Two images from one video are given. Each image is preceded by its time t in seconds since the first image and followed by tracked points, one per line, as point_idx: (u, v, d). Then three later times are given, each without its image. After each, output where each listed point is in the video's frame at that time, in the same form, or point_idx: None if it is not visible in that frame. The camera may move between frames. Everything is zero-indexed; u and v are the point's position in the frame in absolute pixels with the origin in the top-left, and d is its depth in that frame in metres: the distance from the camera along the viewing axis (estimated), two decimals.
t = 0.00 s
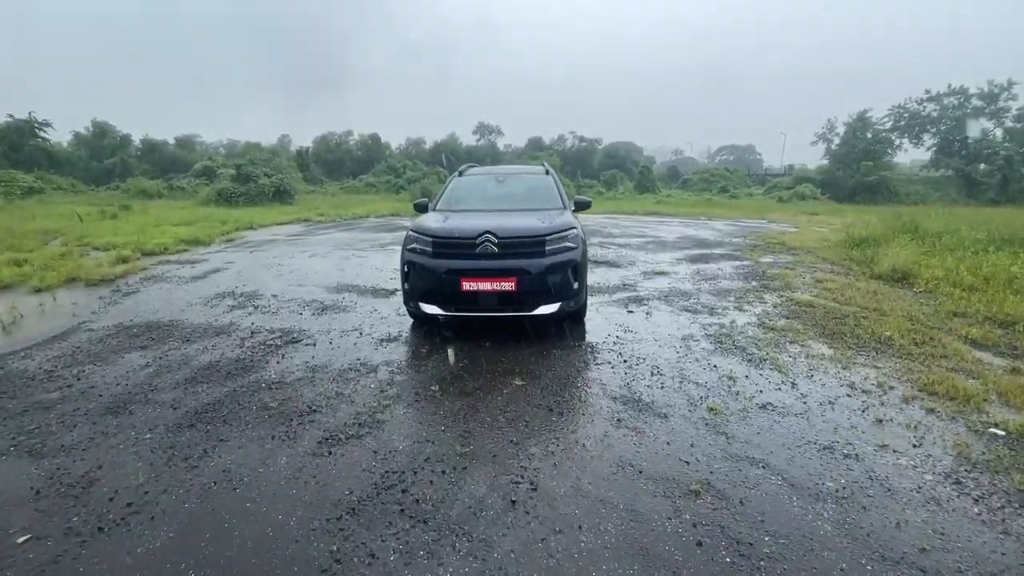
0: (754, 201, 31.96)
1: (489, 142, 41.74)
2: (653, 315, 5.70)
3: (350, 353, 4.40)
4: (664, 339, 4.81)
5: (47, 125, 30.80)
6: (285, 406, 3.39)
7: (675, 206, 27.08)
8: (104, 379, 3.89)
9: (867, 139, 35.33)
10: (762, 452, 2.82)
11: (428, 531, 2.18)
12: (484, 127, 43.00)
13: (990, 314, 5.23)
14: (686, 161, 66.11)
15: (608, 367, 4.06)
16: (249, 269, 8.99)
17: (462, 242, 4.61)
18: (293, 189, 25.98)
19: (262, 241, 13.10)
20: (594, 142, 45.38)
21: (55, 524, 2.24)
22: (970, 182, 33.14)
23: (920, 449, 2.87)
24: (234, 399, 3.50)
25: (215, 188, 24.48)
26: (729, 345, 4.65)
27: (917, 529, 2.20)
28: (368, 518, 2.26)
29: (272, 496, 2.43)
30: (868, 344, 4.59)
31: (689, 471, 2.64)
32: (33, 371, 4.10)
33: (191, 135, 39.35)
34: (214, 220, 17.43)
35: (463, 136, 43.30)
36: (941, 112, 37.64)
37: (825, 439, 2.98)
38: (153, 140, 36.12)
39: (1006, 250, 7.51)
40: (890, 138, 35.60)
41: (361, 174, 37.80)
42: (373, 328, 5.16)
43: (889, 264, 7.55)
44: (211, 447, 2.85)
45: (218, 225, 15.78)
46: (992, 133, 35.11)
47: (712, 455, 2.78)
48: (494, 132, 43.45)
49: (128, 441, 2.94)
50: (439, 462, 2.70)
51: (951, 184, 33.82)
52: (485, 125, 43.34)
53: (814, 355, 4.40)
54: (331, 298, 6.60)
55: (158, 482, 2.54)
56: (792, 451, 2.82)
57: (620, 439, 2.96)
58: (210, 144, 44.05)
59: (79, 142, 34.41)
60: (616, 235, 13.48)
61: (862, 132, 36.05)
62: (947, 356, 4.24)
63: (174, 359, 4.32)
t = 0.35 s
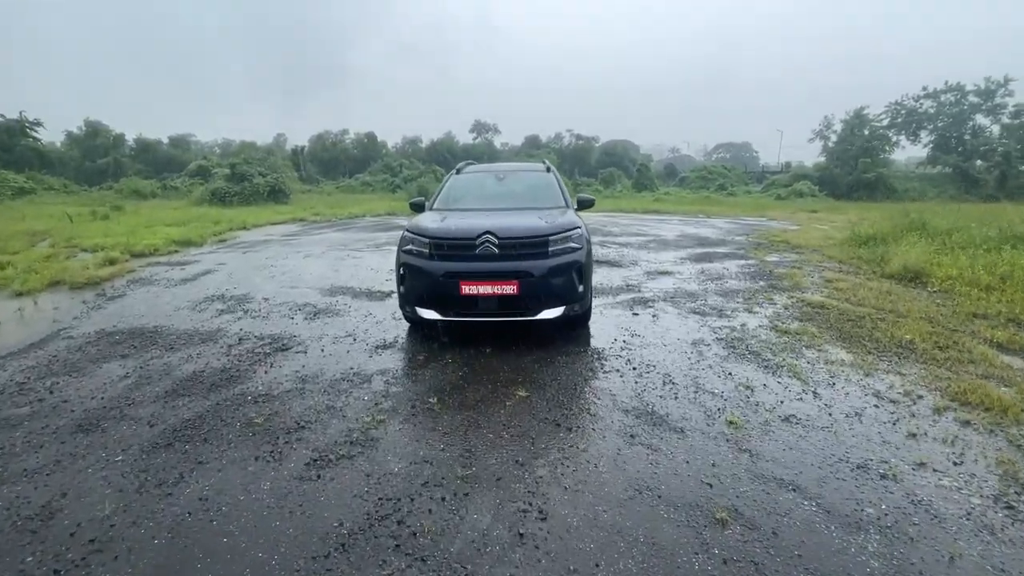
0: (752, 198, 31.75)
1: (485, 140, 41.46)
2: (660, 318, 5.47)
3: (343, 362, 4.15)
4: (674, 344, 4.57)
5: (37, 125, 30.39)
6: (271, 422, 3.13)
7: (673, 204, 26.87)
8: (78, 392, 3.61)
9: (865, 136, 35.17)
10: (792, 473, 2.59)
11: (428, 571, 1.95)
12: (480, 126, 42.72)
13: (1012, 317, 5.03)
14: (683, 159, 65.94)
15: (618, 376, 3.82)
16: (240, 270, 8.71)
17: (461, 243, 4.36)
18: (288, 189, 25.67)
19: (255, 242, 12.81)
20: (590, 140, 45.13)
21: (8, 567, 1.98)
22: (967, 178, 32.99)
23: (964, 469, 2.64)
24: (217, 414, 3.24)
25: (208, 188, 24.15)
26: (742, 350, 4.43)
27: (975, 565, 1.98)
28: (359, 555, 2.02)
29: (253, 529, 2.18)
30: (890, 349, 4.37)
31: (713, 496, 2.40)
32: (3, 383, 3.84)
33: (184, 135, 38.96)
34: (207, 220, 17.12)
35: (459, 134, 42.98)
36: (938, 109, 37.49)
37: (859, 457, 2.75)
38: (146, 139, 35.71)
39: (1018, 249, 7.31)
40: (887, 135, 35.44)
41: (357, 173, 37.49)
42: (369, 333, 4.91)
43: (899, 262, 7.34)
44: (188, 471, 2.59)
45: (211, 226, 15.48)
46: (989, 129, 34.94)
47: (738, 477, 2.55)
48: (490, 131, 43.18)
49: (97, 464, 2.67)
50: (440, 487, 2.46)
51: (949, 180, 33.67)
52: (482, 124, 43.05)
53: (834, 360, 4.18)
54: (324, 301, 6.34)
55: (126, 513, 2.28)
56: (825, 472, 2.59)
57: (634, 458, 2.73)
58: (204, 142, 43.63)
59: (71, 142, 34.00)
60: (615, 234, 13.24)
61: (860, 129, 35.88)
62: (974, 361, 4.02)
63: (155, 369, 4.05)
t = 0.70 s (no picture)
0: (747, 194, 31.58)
1: (479, 137, 41.12)
2: (667, 319, 5.22)
3: (333, 371, 3.88)
4: (683, 348, 4.32)
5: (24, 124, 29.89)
6: (253, 439, 2.87)
7: (669, 201, 26.63)
8: (45, 407, 3.34)
9: (860, 131, 35.01)
10: (827, 496, 2.35)
11: None
12: (474, 123, 42.40)
13: None
14: (678, 155, 65.76)
15: (627, 384, 3.58)
16: (229, 272, 8.42)
17: (458, 243, 4.10)
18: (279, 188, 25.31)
19: (245, 241, 12.51)
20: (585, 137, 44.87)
21: None
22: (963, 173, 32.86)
23: (1013, 489, 2.42)
24: (195, 431, 2.97)
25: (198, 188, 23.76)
26: (756, 354, 4.19)
27: None
28: None
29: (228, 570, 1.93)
30: (912, 352, 4.15)
31: (743, 525, 2.16)
32: None
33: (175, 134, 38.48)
34: (197, 219, 16.77)
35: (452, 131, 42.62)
36: (932, 103, 37.37)
37: (897, 475, 2.52)
38: (136, 137, 35.22)
39: None
40: (883, 130, 35.31)
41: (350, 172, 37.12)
42: (361, 339, 4.65)
43: (909, 259, 7.12)
44: (158, 500, 2.33)
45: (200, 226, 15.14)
46: (984, 123, 34.84)
47: (768, 501, 2.32)
48: (485, 127, 42.84)
49: (57, 491, 2.41)
50: (439, 517, 2.20)
51: (944, 175, 33.57)
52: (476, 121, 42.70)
53: (855, 364, 3.95)
54: (315, 304, 6.07)
55: (84, 554, 2.02)
56: (863, 494, 2.36)
57: (652, 479, 2.48)
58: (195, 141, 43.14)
59: (59, 141, 33.49)
60: (614, 231, 12.99)
61: (855, 123, 35.73)
62: (1004, 365, 3.80)
63: (132, 379, 3.78)
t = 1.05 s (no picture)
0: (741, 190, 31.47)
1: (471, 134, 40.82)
2: (672, 321, 5.02)
3: (325, 382, 3.66)
4: (693, 352, 4.13)
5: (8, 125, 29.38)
6: (237, 462, 2.64)
7: (663, 197, 26.47)
8: (13, 426, 3.10)
9: (852, 125, 34.96)
10: (864, 519, 2.16)
11: None
12: (465, 120, 42.09)
13: None
14: (671, 151, 65.67)
15: (637, 393, 3.38)
16: (217, 275, 8.16)
17: (455, 245, 3.88)
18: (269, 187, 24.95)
19: (235, 242, 12.23)
20: (578, 133, 44.65)
21: None
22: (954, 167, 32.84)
23: None
24: (174, 452, 2.74)
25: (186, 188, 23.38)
26: (770, 358, 4.00)
27: None
28: None
29: None
30: (932, 354, 3.97)
31: (777, 556, 1.97)
32: None
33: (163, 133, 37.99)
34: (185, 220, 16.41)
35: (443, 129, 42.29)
36: (923, 97, 37.35)
37: (935, 494, 2.33)
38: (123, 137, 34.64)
39: None
40: (874, 125, 35.28)
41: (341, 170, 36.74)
42: (355, 346, 4.43)
43: (914, 255, 6.95)
44: (129, 536, 2.10)
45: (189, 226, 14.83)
46: (974, 117, 34.86)
47: (802, 526, 2.12)
48: (477, 124, 42.53)
49: (18, 526, 2.18)
50: (441, 551, 1.99)
51: (935, 169, 33.55)
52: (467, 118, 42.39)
53: (873, 368, 3.77)
54: (306, 308, 5.83)
55: None
56: (903, 518, 2.17)
57: (673, 502, 2.28)
58: (184, 140, 42.56)
59: (44, 142, 32.95)
60: (610, 228, 12.79)
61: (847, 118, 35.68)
62: None
63: (108, 394, 3.54)
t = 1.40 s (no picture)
0: (734, 186, 31.38)
1: (463, 131, 40.53)
2: (678, 321, 4.86)
3: (318, 391, 3.47)
4: (702, 355, 3.96)
5: None
6: (223, 481, 2.45)
7: (657, 193, 26.33)
8: None
9: (844, 120, 34.92)
10: (903, 540, 2.00)
11: None
12: (457, 117, 41.78)
13: None
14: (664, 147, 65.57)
15: (647, 399, 3.21)
16: (206, 276, 7.93)
17: (454, 245, 3.69)
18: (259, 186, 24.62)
19: (225, 242, 11.98)
20: (571, 130, 44.46)
21: None
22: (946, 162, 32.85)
23: None
24: (155, 471, 2.55)
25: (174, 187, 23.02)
26: (782, 360, 3.84)
27: None
28: None
29: None
30: (950, 355, 3.81)
31: None
32: None
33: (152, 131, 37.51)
34: (174, 220, 16.10)
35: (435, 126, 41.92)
36: (914, 93, 37.34)
37: (974, 510, 2.18)
38: (110, 136, 34.13)
39: None
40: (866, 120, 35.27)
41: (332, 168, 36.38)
42: (349, 350, 4.24)
43: (919, 251, 6.81)
44: (102, 570, 1.91)
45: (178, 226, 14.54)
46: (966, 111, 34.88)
47: (837, 550, 1.96)
48: (470, 121, 42.25)
49: None
50: None
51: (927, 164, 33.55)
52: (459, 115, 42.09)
53: (891, 370, 3.62)
54: (298, 310, 5.63)
55: None
56: (944, 539, 2.01)
57: (695, 523, 2.11)
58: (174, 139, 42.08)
59: (30, 140, 32.43)
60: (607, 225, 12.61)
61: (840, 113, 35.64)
62: None
63: (86, 406, 3.33)
